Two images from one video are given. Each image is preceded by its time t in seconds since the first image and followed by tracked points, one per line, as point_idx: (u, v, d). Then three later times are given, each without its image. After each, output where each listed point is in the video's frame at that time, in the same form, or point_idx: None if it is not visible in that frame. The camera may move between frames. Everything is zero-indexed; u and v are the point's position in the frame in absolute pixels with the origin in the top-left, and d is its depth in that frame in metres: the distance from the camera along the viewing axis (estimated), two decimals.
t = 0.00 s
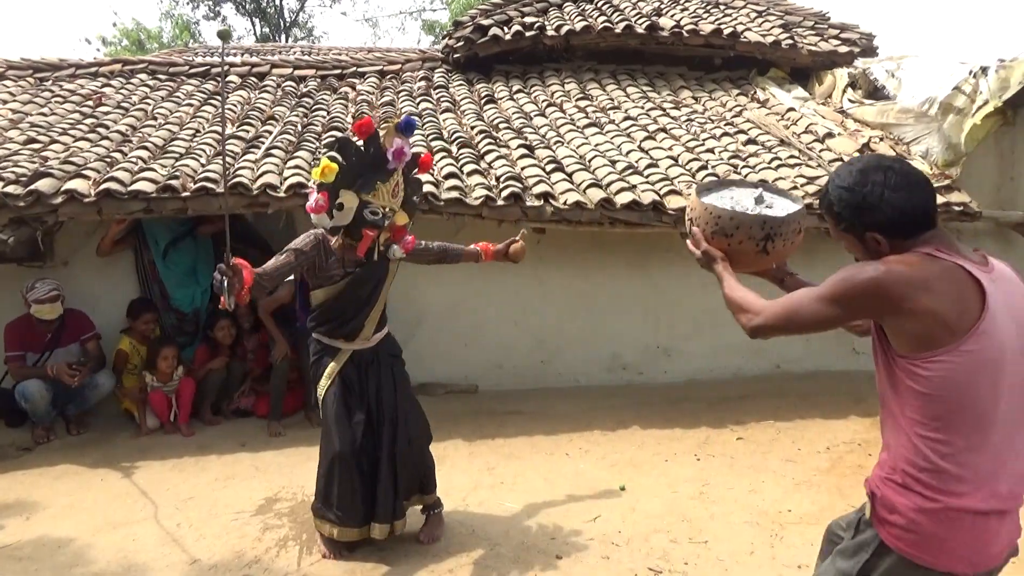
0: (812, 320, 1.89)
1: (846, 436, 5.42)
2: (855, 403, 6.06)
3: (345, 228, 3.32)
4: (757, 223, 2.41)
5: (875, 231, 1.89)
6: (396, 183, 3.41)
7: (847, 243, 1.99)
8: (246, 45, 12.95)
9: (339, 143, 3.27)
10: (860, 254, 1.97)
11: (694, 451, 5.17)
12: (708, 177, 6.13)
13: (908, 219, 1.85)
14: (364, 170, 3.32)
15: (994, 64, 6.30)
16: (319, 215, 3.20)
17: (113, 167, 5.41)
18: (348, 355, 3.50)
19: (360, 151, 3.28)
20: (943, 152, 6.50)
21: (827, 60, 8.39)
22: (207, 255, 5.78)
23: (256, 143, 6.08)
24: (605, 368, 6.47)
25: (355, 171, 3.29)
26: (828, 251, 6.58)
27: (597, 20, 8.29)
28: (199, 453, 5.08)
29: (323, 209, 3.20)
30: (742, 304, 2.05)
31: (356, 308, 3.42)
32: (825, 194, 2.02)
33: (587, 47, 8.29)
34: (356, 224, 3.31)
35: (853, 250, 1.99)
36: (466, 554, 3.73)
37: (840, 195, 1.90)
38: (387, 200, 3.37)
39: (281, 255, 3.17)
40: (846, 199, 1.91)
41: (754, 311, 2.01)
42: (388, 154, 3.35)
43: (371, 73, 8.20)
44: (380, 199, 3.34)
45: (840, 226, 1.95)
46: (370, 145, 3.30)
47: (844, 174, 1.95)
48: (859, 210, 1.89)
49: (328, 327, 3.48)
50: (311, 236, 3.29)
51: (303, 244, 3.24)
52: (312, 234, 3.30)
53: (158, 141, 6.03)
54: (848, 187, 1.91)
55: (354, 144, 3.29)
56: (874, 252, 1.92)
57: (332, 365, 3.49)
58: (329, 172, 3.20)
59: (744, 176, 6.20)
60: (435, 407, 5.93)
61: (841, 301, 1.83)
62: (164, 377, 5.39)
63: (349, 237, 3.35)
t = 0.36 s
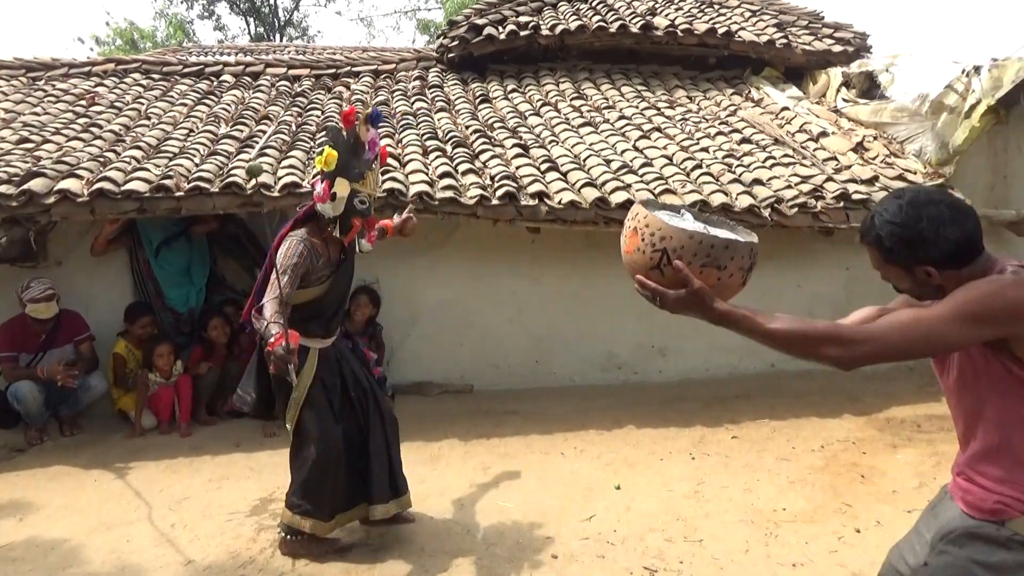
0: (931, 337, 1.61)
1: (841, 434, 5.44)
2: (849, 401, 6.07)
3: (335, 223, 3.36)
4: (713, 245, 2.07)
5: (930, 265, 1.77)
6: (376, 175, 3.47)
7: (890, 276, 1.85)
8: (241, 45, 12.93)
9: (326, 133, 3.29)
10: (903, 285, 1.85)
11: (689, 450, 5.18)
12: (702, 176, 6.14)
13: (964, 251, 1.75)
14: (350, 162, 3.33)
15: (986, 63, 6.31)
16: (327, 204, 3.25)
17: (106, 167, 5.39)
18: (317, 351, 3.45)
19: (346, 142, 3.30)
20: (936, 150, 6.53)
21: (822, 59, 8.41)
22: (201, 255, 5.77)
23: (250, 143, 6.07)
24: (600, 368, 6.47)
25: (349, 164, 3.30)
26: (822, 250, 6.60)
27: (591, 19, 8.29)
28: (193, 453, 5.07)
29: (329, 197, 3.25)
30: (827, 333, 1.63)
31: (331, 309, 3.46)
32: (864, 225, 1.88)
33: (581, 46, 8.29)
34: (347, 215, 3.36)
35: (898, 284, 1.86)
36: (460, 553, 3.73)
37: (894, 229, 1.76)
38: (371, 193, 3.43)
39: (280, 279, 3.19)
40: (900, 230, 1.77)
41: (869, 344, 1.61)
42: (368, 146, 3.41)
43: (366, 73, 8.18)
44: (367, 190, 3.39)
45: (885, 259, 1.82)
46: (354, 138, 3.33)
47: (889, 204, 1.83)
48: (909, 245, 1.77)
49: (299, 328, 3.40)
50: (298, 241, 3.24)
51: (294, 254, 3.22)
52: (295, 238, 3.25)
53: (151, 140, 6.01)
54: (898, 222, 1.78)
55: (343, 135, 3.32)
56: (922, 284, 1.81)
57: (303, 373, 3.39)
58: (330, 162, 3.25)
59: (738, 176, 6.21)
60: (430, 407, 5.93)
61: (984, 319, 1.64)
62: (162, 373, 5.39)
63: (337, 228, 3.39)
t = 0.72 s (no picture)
0: None
1: (838, 433, 5.45)
2: (846, 401, 6.07)
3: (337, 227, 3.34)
4: (860, 293, 1.92)
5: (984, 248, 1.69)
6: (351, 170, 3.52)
7: (934, 265, 1.78)
8: (237, 45, 12.93)
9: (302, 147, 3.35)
10: (947, 274, 1.78)
11: (686, 449, 5.18)
12: (698, 175, 6.14)
13: (1011, 235, 1.71)
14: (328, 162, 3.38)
15: (982, 62, 6.32)
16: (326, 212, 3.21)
17: (101, 167, 5.38)
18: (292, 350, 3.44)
19: (320, 147, 3.38)
20: (933, 150, 6.54)
21: (818, 58, 8.41)
22: (199, 256, 5.78)
23: (246, 143, 6.06)
24: (596, 368, 6.47)
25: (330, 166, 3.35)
26: (818, 250, 6.60)
27: (588, 19, 8.29)
28: (189, 454, 5.06)
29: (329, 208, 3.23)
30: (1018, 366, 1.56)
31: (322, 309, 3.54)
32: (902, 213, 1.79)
33: (578, 46, 8.29)
34: (342, 216, 3.34)
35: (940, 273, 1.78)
36: (456, 554, 3.72)
37: (949, 211, 1.68)
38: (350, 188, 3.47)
39: (309, 303, 3.07)
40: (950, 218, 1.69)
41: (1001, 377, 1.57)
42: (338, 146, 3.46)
43: (362, 73, 8.18)
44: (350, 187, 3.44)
45: (931, 245, 1.73)
46: (325, 142, 3.42)
47: (932, 189, 1.74)
48: (966, 229, 1.68)
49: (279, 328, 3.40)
50: (306, 256, 3.14)
51: (308, 271, 3.12)
52: (301, 253, 3.15)
53: (147, 141, 6.00)
54: (945, 202, 1.70)
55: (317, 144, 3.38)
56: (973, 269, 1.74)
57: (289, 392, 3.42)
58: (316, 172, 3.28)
59: (734, 176, 6.21)
60: (427, 407, 5.92)
61: None
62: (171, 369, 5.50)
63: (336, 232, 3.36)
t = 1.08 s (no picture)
0: None
1: (829, 429, 5.46)
2: (838, 397, 6.09)
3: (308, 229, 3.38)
4: None
5: None
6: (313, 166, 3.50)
7: (1003, 295, 1.94)
8: (230, 44, 12.89)
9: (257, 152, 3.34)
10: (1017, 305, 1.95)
11: (678, 447, 5.18)
12: (691, 173, 6.15)
13: None
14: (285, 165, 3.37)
15: (973, 60, 6.32)
16: (284, 219, 3.28)
17: (91, 167, 5.35)
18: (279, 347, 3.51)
19: (272, 152, 3.34)
20: (923, 147, 6.54)
21: (810, 56, 8.43)
22: (189, 256, 5.77)
23: (237, 143, 6.03)
24: (589, 366, 6.47)
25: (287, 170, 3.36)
26: (810, 247, 6.62)
27: (580, 17, 8.28)
28: (181, 454, 5.04)
29: (285, 211, 3.30)
30: None
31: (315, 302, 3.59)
32: (975, 239, 1.94)
33: (570, 44, 8.28)
34: (305, 216, 3.36)
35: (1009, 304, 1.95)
36: (449, 552, 3.72)
37: None
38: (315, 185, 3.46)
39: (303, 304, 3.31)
40: None
41: None
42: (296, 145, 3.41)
43: (354, 71, 8.16)
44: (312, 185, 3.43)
45: (1010, 275, 1.88)
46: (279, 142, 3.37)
47: (1011, 217, 1.89)
48: None
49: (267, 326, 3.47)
50: (289, 258, 3.27)
51: (293, 272, 3.27)
52: (282, 256, 3.27)
53: (137, 140, 5.97)
54: None
55: (270, 146, 3.36)
56: None
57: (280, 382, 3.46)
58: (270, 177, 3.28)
59: (726, 173, 6.22)
60: (420, 406, 5.92)
61: None
62: (150, 366, 5.49)
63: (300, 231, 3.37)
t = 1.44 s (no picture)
0: None
1: (819, 427, 5.48)
2: (828, 395, 6.11)
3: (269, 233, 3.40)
4: None
5: None
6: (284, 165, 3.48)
7: (995, 312, 2.01)
8: (220, 41, 12.83)
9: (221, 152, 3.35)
10: (1009, 321, 2.02)
11: (669, 445, 5.19)
12: (681, 172, 6.16)
13: None
14: (251, 164, 3.38)
15: (962, 58, 6.33)
16: (236, 218, 3.32)
17: (79, 166, 5.32)
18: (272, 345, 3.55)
19: (239, 150, 3.37)
20: (912, 147, 6.58)
21: (800, 55, 8.45)
22: (178, 255, 5.73)
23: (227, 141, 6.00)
24: (580, 364, 6.48)
25: (252, 171, 3.39)
26: (800, 245, 6.64)
27: (571, 15, 8.27)
28: (171, 454, 5.01)
29: (239, 210, 3.31)
30: None
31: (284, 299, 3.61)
32: (970, 259, 2.02)
33: (561, 42, 8.28)
34: (266, 215, 3.36)
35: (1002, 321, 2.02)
36: (440, 552, 3.72)
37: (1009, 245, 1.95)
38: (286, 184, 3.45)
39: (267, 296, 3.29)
40: None
41: None
42: (264, 144, 3.43)
43: (344, 69, 8.13)
44: (278, 185, 3.41)
45: (1004, 291, 1.96)
46: (246, 141, 3.39)
47: (1002, 234, 1.99)
48: None
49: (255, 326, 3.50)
50: (256, 254, 3.31)
51: (260, 267, 3.30)
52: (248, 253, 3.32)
53: (126, 138, 5.93)
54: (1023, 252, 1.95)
55: (236, 145, 3.37)
56: None
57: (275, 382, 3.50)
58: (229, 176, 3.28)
59: (717, 172, 6.23)
60: (412, 405, 5.91)
61: None
62: (131, 369, 5.37)
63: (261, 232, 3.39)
